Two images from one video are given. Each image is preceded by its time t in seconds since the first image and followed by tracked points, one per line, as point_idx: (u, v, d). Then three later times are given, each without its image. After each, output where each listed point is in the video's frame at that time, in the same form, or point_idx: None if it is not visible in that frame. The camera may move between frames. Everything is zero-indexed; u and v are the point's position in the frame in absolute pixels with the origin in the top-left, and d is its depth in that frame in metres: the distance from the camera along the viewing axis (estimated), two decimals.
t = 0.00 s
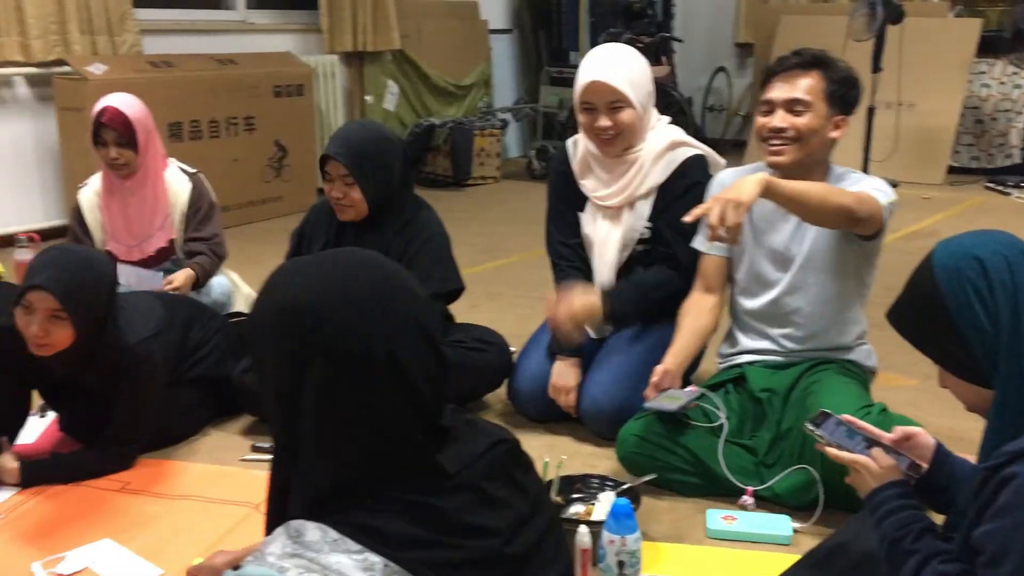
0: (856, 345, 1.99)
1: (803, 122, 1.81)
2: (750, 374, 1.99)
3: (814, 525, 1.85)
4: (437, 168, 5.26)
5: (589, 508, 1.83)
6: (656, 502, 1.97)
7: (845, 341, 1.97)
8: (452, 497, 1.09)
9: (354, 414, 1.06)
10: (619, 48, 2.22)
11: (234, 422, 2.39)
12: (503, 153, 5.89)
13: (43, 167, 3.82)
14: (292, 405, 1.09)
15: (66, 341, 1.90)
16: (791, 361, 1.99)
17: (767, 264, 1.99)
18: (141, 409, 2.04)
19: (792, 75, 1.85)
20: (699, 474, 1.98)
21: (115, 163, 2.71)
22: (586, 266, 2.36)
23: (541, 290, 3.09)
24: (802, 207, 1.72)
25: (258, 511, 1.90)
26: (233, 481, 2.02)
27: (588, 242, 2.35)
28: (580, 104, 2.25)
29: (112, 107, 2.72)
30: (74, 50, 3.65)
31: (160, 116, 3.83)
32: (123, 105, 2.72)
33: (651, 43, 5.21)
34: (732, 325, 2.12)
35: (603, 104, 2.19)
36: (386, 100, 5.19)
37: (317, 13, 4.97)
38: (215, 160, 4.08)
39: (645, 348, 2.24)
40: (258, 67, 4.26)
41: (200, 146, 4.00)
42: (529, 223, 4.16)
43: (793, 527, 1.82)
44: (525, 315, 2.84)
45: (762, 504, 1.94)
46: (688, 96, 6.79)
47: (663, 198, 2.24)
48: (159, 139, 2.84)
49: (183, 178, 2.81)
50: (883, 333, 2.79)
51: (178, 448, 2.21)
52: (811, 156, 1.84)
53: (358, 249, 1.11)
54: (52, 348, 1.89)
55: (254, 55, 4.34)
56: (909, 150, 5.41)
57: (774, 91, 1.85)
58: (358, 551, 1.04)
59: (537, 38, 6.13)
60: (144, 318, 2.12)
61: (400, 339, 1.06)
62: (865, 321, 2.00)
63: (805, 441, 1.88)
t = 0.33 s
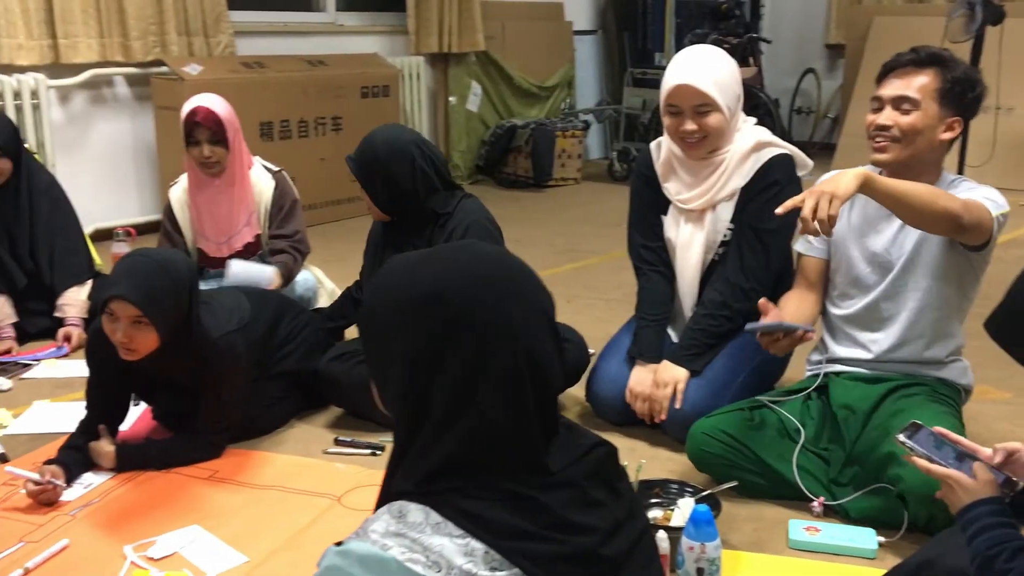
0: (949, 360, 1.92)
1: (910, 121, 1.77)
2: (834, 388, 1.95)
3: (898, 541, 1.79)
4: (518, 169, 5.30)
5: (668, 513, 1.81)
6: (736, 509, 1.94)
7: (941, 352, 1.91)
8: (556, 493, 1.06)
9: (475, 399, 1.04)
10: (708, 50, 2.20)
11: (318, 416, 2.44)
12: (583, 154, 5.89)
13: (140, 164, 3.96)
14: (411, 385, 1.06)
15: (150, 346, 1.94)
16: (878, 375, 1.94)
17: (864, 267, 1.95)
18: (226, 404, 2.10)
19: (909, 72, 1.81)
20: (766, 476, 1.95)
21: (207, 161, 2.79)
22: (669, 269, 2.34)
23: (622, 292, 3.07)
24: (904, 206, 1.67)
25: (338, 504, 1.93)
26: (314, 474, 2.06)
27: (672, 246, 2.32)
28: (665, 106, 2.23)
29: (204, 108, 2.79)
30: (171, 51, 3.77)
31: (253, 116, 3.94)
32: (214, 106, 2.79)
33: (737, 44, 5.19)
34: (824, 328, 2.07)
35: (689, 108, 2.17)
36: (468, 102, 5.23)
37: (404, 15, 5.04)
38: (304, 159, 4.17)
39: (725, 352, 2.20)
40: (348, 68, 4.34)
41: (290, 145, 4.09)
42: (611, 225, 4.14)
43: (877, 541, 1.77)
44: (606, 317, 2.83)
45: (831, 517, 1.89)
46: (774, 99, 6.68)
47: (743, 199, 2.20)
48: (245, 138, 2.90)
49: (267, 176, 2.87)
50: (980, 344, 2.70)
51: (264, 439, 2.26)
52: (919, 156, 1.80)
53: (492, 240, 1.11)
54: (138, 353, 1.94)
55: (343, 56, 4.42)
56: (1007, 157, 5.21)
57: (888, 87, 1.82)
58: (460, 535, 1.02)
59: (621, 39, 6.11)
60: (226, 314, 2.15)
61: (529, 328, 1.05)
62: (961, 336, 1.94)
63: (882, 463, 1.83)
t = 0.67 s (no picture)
0: (1006, 373, 1.87)
1: (958, 127, 1.73)
2: (885, 399, 1.92)
3: (961, 550, 1.74)
4: (571, 169, 5.30)
5: (720, 517, 1.79)
6: (790, 514, 1.91)
7: (997, 365, 1.86)
8: (622, 488, 1.09)
9: (547, 389, 1.09)
10: (753, 56, 2.17)
11: (371, 412, 2.46)
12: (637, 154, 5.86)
13: (201, 162, 4.03)
14: (487, 374, 1.11)
15: (201, 341, 1.97)
16: (932, 386, 1.90)
17: (919, 278, 1.90)
18: (281, 397, 2.13)
19: (972, 74, 1.77)
20: (819, 486, 1.91)
21: (273, 158, 2.82)
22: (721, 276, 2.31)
23: (677, 293, 3.05)
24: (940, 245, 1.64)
25: (389, 501, 1.94)
26: (367, 470, 2.07)
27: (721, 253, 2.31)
28: (708, 113, 2.20)
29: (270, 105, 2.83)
30: (232, 52, 3.84)
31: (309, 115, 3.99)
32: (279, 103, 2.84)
33: (795, 44, 5.14)
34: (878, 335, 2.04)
35: (730, 117, 2.14)
36: (522, 101, 5.25)
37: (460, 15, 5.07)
38: (360, 158, 4.21)
39: (779, 356, 2.16)
40: (404, 68, 4.37)
41: (346, 144, 4.14)
42: (665, 226, 4.11)
43: (936, 551, 1.73)
44: (659, 318, 2.81)
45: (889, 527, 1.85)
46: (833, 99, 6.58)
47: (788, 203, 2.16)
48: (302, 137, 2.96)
49: (323, 175, 2.95)
50: None
51: (318, 434, 2.29)
52: (968, 164, 1.75)
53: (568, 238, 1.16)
54: (189, 348, 1.97)
55: (399, 56, 4.45)
56: None
57: (951, 88, 1.78)
58: (523, 522, 1.07)
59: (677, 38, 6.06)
60: (278, 310, 2.19)
61: (603, 324, 1.09)
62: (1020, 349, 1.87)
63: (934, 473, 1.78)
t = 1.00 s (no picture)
0: None
1: None
2: (938, 403, 1.88)
3: (1013, 559, 1.70)
4: (617, 169, 5.28)
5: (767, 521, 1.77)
6: (838, 519, 1.89)
7: None
8: (688, 493, 1.10)
9: (614, 384, 1.12)
10: (772, 68, 2.11)
11: (416, 410, 2.48)
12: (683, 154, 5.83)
13: (251, 161, 4.09)
14: (556, 366, 1.15)
15: (247, 339, 2.00)
16: (984, 391, 1.87)
17: (972, 287, 1.87)
18: (328, 394, 2.15)
19: None
20: (868, 491, 1.89)
21: (311, 159, 2.86)
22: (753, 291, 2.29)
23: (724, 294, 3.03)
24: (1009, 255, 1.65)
25: (434, 498, 1.95)
26: (414, 467, 2.09)
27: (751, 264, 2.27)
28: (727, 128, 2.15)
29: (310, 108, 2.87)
30: (282, 52, 3.90)
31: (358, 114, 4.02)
32: (321, 105, 2.87)
33: (846, 42, 5.09)
34: (931, 343, 2.00)
35: (748, 132, 2.09)
36: (569, 101, 5.24)
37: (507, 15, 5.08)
38: (407, 158, 4.24)
39: (826, 355, 2.13)
40: (451, 68, 4.39)
41: (394, 143, 4.17)
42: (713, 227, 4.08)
43: (989, 558, 1.69)
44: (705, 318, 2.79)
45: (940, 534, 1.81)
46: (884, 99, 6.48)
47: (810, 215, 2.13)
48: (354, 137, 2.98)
49: (374, 174, 2.96)
50: None
51: (364, 431, 2.31)
52: None
53: (639, 237, 1.20)
54: (237, 345, 2.00)
55: (447, 56, 4.47)
56: None
57: (1007, 94, 1.75)
58: (583, 521, 1.10)
59: (726, 36, 6.00)
60: (324, 307, 2.21)
61: (672, 321, 1.12)
62: None
63: (988, 480, 1.74)
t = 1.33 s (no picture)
0: None
1: None
2: (995, 411, 1.84)
3: None
4: (667, 170, 5.27)
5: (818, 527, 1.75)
6: (890, 526, 1.85)
7: None
8: (746, 499, 1.09)
9: (672, 385, 1.11)
10: (786, 101, 2.03)
11: (463, 409, 2.48)
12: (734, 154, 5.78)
13: (303, 160, 4.14)
14: (613, 366, 1.14)
15: (299, 335, 2.02)
16: None
17: None
18: (375, 393, 2.17)
19: None
20: (921, 499, 1.85)
21: (349, 160, 2.88)
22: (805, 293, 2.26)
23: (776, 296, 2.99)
24: None
25: (480, 498, 1.95)
26: (460, 465, 2.10)
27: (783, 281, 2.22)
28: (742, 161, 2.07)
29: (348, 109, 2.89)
30: (335, 52, 3.94)
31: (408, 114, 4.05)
32: (359, 106, 2.88)
33: (903, 42, 5.03)
34: (985, 354, 1.97)
35: (759, 170, 2.01)
36: (618, 101, 5.23)
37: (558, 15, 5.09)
38: (457, 157, 4.26)
39: (877, 362, 2.08)
40: (501, 68, 4.40)
41: (444, 143, 4.19)
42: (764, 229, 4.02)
43: None
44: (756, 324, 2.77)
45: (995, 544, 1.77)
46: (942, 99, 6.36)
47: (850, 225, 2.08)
48: (397, 137, 2.98)
49: (420, 174, 2.96)
50: None
51: (410, 429, 2.32)
52: None
53: (695, 238, 1.19)
54: (289, 343, 2.03)
55: (497, 56, 4.49)
56: None
57: None
58: (637, 526, 1.08)
59: (779, 36, 5.94)
60: (371, 306, 2.22)
61: (730, 322, 1.11)
62: None
63: None
